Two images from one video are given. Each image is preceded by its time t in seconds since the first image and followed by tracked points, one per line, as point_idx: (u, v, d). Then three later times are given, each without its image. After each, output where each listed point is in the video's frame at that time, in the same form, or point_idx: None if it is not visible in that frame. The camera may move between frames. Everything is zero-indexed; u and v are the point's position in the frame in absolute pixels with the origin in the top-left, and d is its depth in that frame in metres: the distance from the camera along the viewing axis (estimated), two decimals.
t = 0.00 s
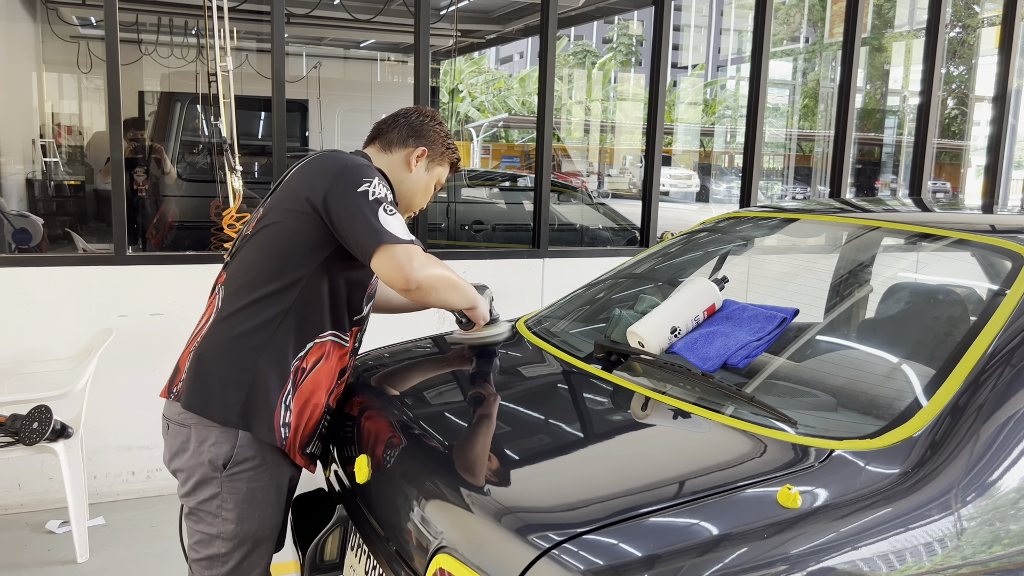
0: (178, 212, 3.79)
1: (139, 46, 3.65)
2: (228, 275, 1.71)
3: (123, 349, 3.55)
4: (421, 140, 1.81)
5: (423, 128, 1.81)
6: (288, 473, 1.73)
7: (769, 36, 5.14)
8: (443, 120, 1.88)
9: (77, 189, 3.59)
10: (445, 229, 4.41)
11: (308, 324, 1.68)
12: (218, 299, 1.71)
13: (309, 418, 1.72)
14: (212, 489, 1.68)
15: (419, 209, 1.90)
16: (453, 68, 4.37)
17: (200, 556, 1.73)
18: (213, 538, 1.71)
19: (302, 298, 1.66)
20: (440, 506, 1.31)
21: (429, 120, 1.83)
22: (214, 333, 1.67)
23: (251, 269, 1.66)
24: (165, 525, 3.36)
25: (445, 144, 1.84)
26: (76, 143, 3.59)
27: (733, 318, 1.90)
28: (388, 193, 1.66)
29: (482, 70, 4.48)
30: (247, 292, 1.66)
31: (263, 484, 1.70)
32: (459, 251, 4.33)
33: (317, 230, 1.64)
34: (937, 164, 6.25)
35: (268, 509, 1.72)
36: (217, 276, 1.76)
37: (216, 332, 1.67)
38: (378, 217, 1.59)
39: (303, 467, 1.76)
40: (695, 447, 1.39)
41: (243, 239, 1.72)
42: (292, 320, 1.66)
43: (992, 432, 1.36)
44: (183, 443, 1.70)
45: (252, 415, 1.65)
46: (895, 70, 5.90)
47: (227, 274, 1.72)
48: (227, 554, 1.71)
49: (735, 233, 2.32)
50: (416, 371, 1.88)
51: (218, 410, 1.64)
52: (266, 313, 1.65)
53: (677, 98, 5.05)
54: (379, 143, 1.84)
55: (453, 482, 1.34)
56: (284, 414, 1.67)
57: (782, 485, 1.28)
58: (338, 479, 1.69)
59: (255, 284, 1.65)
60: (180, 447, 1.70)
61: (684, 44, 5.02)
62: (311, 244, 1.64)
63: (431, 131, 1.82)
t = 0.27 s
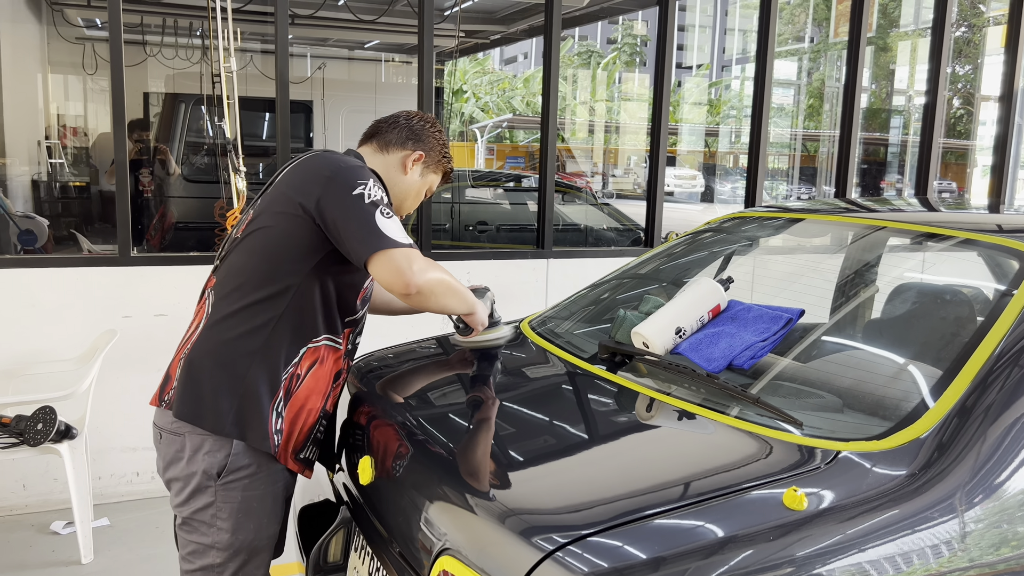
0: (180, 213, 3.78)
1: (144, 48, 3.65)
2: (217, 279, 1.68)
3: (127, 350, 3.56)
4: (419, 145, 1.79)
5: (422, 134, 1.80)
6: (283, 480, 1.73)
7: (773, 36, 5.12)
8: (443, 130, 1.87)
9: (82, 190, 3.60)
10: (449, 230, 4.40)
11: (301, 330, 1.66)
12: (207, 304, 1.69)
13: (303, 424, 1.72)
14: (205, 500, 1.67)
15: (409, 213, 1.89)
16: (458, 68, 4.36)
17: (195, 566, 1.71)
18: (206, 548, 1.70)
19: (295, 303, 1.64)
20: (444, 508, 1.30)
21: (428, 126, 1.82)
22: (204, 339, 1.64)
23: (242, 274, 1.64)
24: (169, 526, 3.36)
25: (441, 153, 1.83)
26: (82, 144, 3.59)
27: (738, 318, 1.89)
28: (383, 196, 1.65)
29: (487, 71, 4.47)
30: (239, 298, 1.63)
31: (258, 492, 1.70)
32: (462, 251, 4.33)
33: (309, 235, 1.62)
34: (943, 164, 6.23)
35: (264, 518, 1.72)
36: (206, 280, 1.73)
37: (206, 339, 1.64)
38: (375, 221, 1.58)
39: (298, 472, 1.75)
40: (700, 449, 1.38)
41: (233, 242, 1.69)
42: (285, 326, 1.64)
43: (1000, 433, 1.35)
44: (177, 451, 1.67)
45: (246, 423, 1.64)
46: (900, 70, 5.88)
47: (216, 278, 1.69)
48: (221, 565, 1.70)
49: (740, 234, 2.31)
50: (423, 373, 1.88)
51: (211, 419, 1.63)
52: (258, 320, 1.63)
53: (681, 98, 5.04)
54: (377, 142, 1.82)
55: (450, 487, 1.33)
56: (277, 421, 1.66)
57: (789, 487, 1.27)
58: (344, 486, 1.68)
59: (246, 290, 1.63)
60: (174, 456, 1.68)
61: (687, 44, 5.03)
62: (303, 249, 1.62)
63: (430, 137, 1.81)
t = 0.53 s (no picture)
0: (182, 214, 3.80)
1: (147, 49, 3.66)
2: (206, 285, 1.68)
3: (130, 351, 3.57)
4: (406, 141, 1.80)
5: (408, 131, 1.80)
6: (282, 487, 1.73)
7: (776, 34, 5.12)
8: (428, 128, 1.88)
9: (85, 191, 3.62)
10: (451, 230, 4.40)
11: (294, 335, 1.66)
12: (198, 312, 1.69)
13: (305, 429, 1.73)
14: (203, 510, 1.67)
15: (392, 212, 1.87)
16: (460, 68, 4.36)
17: None
18: (207, 558, 1.70)
19: (286, 308, 1.64)
20: (450, 510, 1.30)
21: (414, 124, 1.83)
22: (197, 348, 1.64)
23: (232, 280, 1.64)
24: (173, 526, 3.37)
25: (426, 150, 1.84)
26: (85, 146, 3.61)
27: (740, 317, 1.89)
28: (371, 195, 1.64)
29: (489, 71, 4.48)
30: (230, 304, 1.63)
31: (258, 500, 1.69)
32: (465, 251, 4.33)
33: (298, 237, 1.61)
34: (946, 162, 6.22)
35: (265, 525, 1.72)
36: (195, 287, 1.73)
37: (198, 347, 1.64)
38: (362, 222, 1.57)
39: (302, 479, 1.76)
40: (702, 448, 1.38)
41: (220, 247, 1.69)
42: (277, 332, 1.64)
43: (1003, 431, 1.34)
44: (173, 463, 1.67)
45: (241, 432, 1.64)
46: (903, 68, 5.87)
47: (205, 284, 1.69)
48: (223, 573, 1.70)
49: (742, 232, 2.31)
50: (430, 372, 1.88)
51: (206, 429, 1.63)
52: (250, 326, 1.63)
53: (684, 97, 5.04)
54: (363, 138, 1.81)
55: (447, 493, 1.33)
56: (274, 429, 1.66)
57: (791, 485, 1.27)
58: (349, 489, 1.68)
59: (237, 296, 1.63)
60: (171, 467, 1.68)
61: (690, 43, 5.02)
62: (292, 253, 1.62)
63: (416, 134, 1.82)
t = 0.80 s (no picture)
0: (186, 215, 3.81)
1: (150, 51, 3.67)
2: (198, 292, 1.68)
3: (135, 353, 3.58)
4: (391, 135, 1.81)
5: (392, 124, 1.82)
6: (287, 489, 1.73)
7: (778, 33, 5.12)
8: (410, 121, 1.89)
9: (88, 193, 3.63)
10: (454, 230, 4.40)
11: (290, 338, 1.66)
12: (190, 319, 1.69)
13: (310, 432, 1.73)
14: (209, 517, 1.67)
15: (382, 207, 1.87)
16: (462, 69, 4.37)
17: None
18: (213, 564, 1.70)
19: (281, 311, 1.65)
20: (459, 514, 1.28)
21: (397, 117, 1.84)
22: (192, 356, 1.65)
23: (225, 286, 1.64)
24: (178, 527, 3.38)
25: (411, 143, 1.85)
26: (88, 148, 3.62)
27: (743, 316, 1.89)
28: (359, 195, 1.64)
29: (491, 71, 4.48)
30: (224, 311, 1.64)
31: (264, 504, 1.70)
32: (468, 251, 4.34)
33: (288, 239, 1.62)
34: (949, 160, 6.21)
35: (272, 529, 1.72)
36: (185, 294, 1.73)
37: (195, 355, 1.64)
38: (350, 222, 1.57)
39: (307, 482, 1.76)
40: (706, 446, 1.38)
41: (210, 253, 1.68)
42: (273, 336, 1.65)
43: (1007, 429, 1.34)
44: (177, 472, 1.67)
45: (243, 439, 1.64)
46: (906, 66, 5.86)
47: (197, 291, 1.69)
48: None
49: (745, 231, 2.31)
50: (438, 370, 1.88)
51: (207, 437, 1.63)
52: (246, 331, 1.63)
53: (686, 97, 5.04)
54: (348, 134, 1.81)
55: (455, 497, 1.32)
56: (275, 433, 1.67)
57: (794, 483, 1.27)
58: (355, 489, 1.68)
59: (230, 302, 1.64)
60: (175, 477, 1.67)
61: (692, 42, 5.01)
62: (285, 256, 1.63)
63: (400, 127, 1.83)
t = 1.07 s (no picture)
0: (188, 218, 3.81)
1: (152, 53, 3.68)
2: (191, 301, 1.68)
3: (138, 355, 3.58)
4: (372, 126, 1.80)
5: (373, 114, 1.81)
6: (292, 491, 1.74)
7: (780, 32, 5.11)
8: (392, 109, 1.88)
9: (91, 196, 3.63)
10: (456, 231, 4.41)
11: (285, 340, 1.67)
12: (185, 328, 1.69)
13: (311, 433, 1.73)
14: (215, 522, 1.67)
15: (367, 199, 1.87)
16: (463, 69, 4.38)
17: None
18: (220, 569, 1.70)
19: (275, 314, 1.65)
20: (465, 515, 1.28)
21: (378, 106, 1.83)
22: (189, 365, 1.65)
23: (218, 293, 1.64)
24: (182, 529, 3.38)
25: (394, 131, 1.84)
26: (91, 150, 3.62)
27: (745, 316, 1.90)
28: (344, 194, 1.63)
29: (493, 72, 4.49)
30: (219, 318, 1.64)
31: (269, 508, 1.70)
32: (470, 252, 4.34)
33: (278, 242, 1.62)
34: (951, 158, 6.20)
35: (278, 533, 1.72)
36: (177, 302, 1.73)
37: (191, 364, 1.65)
38: (336, 224, 1.56)
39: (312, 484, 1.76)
40: (709, 446, 1.39)
41: (200, 260, 1.68)
42: (269, 340, 1.65)
43: (1009, 428, 1.34)
44: (182, 481, 1.67)
45: (244, 446, 1.65)
46: (908, 65, 5.85)
47: (189, 299, 1.69)
48: None
49: (747, 231, 2.31)
50: (443, 370, 1.89)
51: (209, 446, 1.64)
52: (242, 337, 1.64)
53: (688, 96, 5.04)
54: (329, 128, 1.81)
55: (458, 498, 1.32)
56: (278, 438, 1.68)
57: (796, 482, 1.27)
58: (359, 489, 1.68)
59: (224, 309, 1.64)
60: (180, 485, 1.67)
61: (694, 41, 5.01)
62: (277, 259, 1.63)
63: (381, 117, 1.82)
